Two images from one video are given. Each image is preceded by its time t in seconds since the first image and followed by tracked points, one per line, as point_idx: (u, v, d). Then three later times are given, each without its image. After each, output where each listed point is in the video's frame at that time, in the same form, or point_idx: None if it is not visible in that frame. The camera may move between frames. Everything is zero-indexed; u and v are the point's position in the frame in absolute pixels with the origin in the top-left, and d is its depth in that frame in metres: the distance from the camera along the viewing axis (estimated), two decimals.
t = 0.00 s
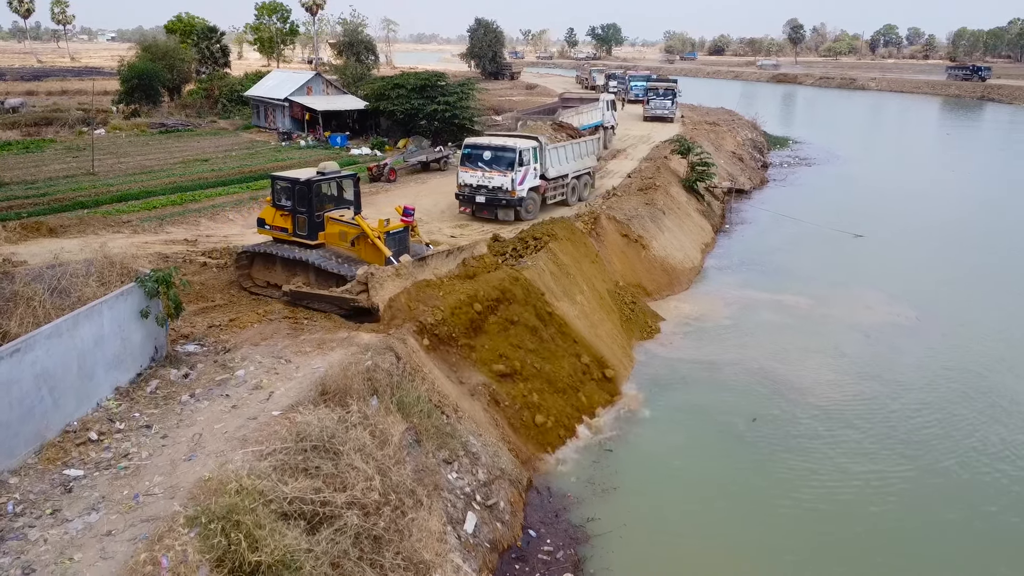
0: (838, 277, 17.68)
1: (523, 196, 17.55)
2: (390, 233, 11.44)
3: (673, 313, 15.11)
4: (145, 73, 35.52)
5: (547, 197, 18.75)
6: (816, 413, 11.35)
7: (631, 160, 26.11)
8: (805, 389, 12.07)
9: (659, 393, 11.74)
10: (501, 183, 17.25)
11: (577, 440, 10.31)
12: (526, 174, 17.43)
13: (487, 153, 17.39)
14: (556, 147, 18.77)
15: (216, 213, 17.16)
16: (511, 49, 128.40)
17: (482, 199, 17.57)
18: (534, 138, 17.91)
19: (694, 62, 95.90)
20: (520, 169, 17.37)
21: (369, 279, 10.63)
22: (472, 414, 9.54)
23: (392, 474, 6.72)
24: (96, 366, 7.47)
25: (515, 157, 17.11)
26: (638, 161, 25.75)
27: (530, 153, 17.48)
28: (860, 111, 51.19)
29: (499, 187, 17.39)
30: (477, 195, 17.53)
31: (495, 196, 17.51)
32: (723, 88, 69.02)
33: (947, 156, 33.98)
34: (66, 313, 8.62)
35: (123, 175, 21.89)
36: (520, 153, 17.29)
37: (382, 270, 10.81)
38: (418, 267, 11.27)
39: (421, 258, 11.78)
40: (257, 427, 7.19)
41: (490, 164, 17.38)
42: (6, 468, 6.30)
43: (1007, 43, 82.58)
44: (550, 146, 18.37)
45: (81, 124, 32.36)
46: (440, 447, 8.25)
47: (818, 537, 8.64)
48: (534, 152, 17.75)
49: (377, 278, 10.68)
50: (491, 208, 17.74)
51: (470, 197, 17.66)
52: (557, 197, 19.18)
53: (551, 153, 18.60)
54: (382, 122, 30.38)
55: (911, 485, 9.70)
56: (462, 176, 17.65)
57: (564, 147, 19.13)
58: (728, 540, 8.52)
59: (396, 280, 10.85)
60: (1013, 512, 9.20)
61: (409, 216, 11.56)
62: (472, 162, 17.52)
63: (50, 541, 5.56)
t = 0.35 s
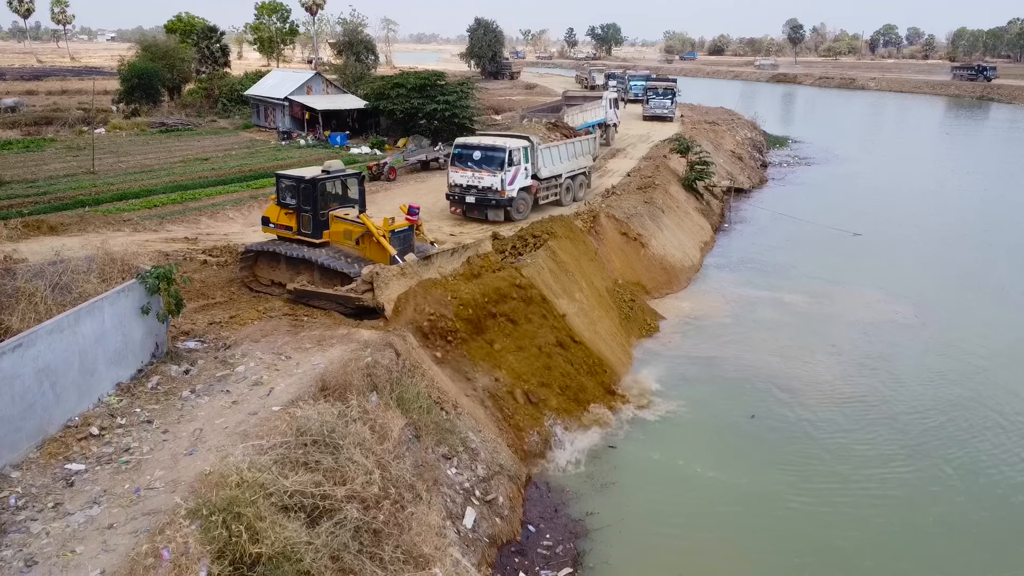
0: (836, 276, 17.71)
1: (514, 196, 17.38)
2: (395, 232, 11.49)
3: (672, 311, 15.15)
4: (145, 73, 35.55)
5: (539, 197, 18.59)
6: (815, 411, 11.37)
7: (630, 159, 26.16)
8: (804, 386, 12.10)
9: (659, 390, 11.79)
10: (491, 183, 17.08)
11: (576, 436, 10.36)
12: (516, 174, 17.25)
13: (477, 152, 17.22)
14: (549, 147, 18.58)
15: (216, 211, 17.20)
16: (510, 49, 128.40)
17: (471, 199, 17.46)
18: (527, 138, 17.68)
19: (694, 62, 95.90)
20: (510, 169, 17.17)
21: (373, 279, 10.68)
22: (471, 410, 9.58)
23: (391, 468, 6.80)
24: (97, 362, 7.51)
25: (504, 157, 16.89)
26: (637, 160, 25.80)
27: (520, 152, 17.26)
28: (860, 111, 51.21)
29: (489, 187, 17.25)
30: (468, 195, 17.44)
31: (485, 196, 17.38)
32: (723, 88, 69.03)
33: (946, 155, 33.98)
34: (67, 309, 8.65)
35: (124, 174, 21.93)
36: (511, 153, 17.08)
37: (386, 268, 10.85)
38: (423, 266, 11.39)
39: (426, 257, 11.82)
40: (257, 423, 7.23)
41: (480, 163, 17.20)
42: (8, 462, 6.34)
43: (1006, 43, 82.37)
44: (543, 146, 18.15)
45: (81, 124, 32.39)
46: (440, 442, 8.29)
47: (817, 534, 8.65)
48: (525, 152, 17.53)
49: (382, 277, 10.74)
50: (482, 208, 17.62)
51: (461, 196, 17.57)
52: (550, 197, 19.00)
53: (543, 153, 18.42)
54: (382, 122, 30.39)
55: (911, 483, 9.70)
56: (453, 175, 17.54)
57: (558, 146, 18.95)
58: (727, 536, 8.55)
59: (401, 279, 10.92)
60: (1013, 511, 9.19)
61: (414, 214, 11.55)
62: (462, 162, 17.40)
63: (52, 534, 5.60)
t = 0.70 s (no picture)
0: (835, 275, 17.72)
1: (503, 197, 17.23)
2: (400, 231, 11.34)
3: (671, 310, 15.17)
4: (145, 72, 35.58)
5: (530, 197, 18.43)
6: (814, 409, 11.37)
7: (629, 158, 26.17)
8: (803, 385, 12.12)
9: (658, 388, 11.82)
10: (480, 184, 16.96)
11: (575, 434, 10.35)
12: (505, 174, 17.13)
13: (466, 153, 17.11)
14: (540, 147, 18.47)
15: (216, 210, 17.22)
16: (510, 49, 128.39)
17: (460, 201, 17.32)
18: (517, 139, 17.57)
19: (694, 62, 95.89)
20: (499, 170, 17.07)
21: (378, 279, 10.53)
22: (469, 408, 9.60)
23: (390, 465, 6.83)
24: (96, 359, 7.53)
25: (492, 157, 16.78)
26: (637, 160, 25.80)
27: (509, 153, 17.14)
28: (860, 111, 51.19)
29: (478, 188, 17.12)
30: (456, 196, 17.30)
31: (474, 197, 17.25)
32: (723, 87, 69.02)
33: (947, 155, 33.95)
34: (67, 307, 8.67)
35: (123, 173, 21.96)
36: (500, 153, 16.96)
37: (391, 268, 10.73)
38: (428, 265, 11.24)
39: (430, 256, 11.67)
40: (256, 420, 7.24)
41: (469, 164, 17.10)
42: (8, 459, 6.36)
43: (1006, 43, 82.11)
44: (533, 146, 18.03)
45: (81, 123, 32.41)
46: (438, 440, 8.30)
47: (817, 532, 8.66)
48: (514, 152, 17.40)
49: (387, 277, 10.60)
50: (471, 209, 17.48)
51: (450, 197, 17.42)
52: (542, 198, 18.80)
53: (534, 153, 18.29)
54: (382, 121, 30.40)
55: (911, 482, 9.70)
56: (442, 176, 17.43)
57: (550, 146, 18.83)
58: (726, 533, 8.57)
59: (405, 279, 10.82)
60: (1014, 511, 9.18)
61: (418, 213, 11.47)
62: (452, 162, 17.30)
63: (52, 530, 5.62)
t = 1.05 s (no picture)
0: (835, 274, 17.74)
1: (493, 198, 17.08)
2: (403, 231, 11.41)
3: (671, 310, 15.17)
4: (144, 72, 35.57)
5: (521, 199, 18.25)
6: (814, 409, 11.38)
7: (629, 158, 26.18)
8: (802, 385, 12.12)
9: (657, 388, 11.82)
10: (468, 186, 16.82)
11: (575, 433, 10.32)
12: (494, 176, 16.97)
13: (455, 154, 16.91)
14: (531, 148, 18.30)
15: (215, 209, 17.23)
16: (510, 49, 128.35)
17: (449, 202, 17.20)
18: (507, 139, 17.38)
19: (693, 62, 95.88)
20: (488, 171, 16.91)
21: (383, 281, 10.60)
22: (467, 408, 9.60)
23: (388, 463, 6.84)
24: (95, 358, 7.54)
25: (481, 159, 16.60)
26: (636, 159, 25.79)
27: (498, 154, 16.96)
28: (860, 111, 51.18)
29: (467, 189, 16.98)
30: (445, 198, 17.18)
31: (463, 199, 17.12)
32: (722, 87, 69.02)
33: (946, 155, 33.94)
34: (65, 306, 8.67)
35: (123, 172, 21.97)
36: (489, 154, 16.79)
37: (396, 271, 10.77)
38: (432, 267, 11.29)
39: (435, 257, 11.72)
40: (255, 419, 7.25)
41: (457, 165, 16.91)
42: (7, 457, 6.37)
43: (1006, 43, 81.83)
44: (524, 147, 17.84)
45: (81, 123, 32.40)
46: (436, 439, 8.30)
47: (815, 531, 8.67)
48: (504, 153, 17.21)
49: (391, 280, 10.64)
50: (460, 211, 17.36)
51: (439, 199, 17.30)
52: (533, 198, 18.66)
53: (525, 154, 18.11)
54: (381, 121, 30.40)
55: (912, 482, 9.69)
56: (431, 177, 17.29)
57: (541, 147, 18.66)
58: (725, 533, 8.58)
59: (410, 280, 10.85)
60: (1016, 511, 9.17)
61: (422, 214, 11.50)
62: (440, 163, 17.13)
63: (50, 527, 5.63)
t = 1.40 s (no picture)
0: (835, 274, 17.76)
1: (480, 199, 16.98)
2: (408, 232, 11.37)
3: (670, 310, 15.18)
4: (144, 72, 35.56)
5: (511, 201, 18.13)
6: (814, 409, 11.40)
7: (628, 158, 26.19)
8: (801, 385, 12.14)
9: (657, 388, 11.83)
10: (456, 187, 16.78)
11: (573, 433, 10.34)
12: (482, 177, 16.87)
13: (444, 155, 16.88)
14: (522, 148, 18.17)
15: (215, 209, 17.24)
16: (509, 49, 128.28)
17: (437, 203, 17.15)
18: (496, 140, 17.31)
19: (693, 62, 95.87)
20: (477, 172, 16.82)
21: (389, 282, 10.53)
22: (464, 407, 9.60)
23: (387, 463, 6.85)
24: (94, 358, 7.54)
25: (469, 160, 16.57)
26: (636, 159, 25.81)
27: (487, 155, 16.84)
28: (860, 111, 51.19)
29: (454, 190, 16.91)
30: (433, 199, 17.13)
31: (451, 200, 17.05)
32: (722, 88, 69.02)
33: (946, 155, 33.94)
34: (65, 306, 8.67)
35: (122, 172, 21.97)
36: (478, 155, 16.67)
37: (401, 272, 10.70)
38: (438, 268, 11.25)
39: (440, 258, 11.68)
40: (254, 419, 7.26)
41: (446, 166, 16.89)
42: (6, 457, 6.38)
43: (1005, 43, 81.65)
44: (514, 148, 17.73)
45: (80, 123, 32.37)
46: (436, 439, 8.31)
47: (814, 531, 8.69)
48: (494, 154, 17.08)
49: (397, 281, 10.57)
50: (448, 212, 17.28)
51: (427, 199, 17.26)
52: (524, 200, 18.52)
53: (517, 155, 18.00)
54: (380, 121, 30.41)
55: (911, 483, 9.70)
56: (420, 178, 17.27)
57: (534, 147, 18.52)
58: (725, 533, 8.59)
59: (416, 282, 10.79)
60: (1015, 511, 9.19)
61: (427, 215, 11.50)
62: (429, 164, 17.10)
63: (49, 528, 5.63)
